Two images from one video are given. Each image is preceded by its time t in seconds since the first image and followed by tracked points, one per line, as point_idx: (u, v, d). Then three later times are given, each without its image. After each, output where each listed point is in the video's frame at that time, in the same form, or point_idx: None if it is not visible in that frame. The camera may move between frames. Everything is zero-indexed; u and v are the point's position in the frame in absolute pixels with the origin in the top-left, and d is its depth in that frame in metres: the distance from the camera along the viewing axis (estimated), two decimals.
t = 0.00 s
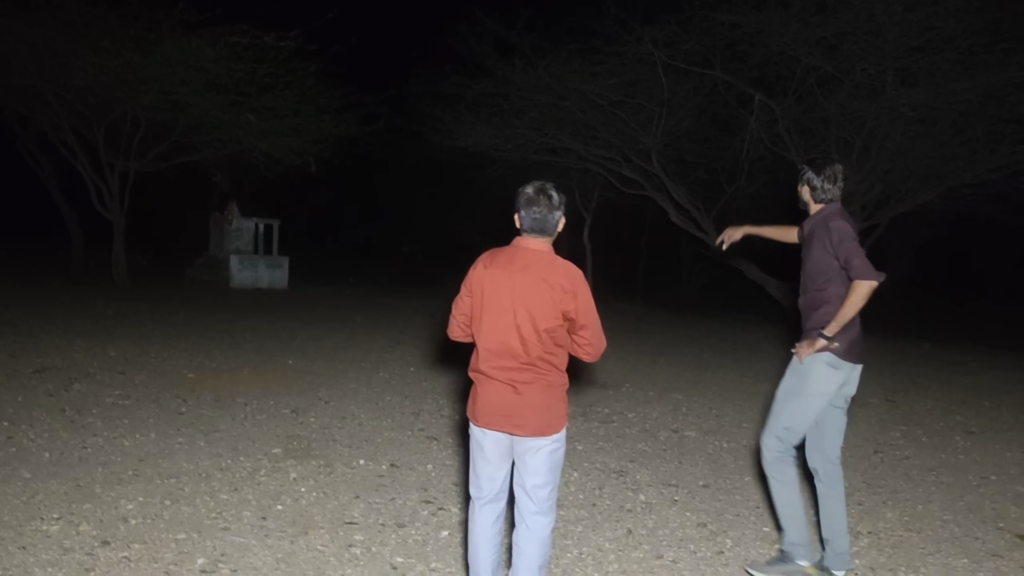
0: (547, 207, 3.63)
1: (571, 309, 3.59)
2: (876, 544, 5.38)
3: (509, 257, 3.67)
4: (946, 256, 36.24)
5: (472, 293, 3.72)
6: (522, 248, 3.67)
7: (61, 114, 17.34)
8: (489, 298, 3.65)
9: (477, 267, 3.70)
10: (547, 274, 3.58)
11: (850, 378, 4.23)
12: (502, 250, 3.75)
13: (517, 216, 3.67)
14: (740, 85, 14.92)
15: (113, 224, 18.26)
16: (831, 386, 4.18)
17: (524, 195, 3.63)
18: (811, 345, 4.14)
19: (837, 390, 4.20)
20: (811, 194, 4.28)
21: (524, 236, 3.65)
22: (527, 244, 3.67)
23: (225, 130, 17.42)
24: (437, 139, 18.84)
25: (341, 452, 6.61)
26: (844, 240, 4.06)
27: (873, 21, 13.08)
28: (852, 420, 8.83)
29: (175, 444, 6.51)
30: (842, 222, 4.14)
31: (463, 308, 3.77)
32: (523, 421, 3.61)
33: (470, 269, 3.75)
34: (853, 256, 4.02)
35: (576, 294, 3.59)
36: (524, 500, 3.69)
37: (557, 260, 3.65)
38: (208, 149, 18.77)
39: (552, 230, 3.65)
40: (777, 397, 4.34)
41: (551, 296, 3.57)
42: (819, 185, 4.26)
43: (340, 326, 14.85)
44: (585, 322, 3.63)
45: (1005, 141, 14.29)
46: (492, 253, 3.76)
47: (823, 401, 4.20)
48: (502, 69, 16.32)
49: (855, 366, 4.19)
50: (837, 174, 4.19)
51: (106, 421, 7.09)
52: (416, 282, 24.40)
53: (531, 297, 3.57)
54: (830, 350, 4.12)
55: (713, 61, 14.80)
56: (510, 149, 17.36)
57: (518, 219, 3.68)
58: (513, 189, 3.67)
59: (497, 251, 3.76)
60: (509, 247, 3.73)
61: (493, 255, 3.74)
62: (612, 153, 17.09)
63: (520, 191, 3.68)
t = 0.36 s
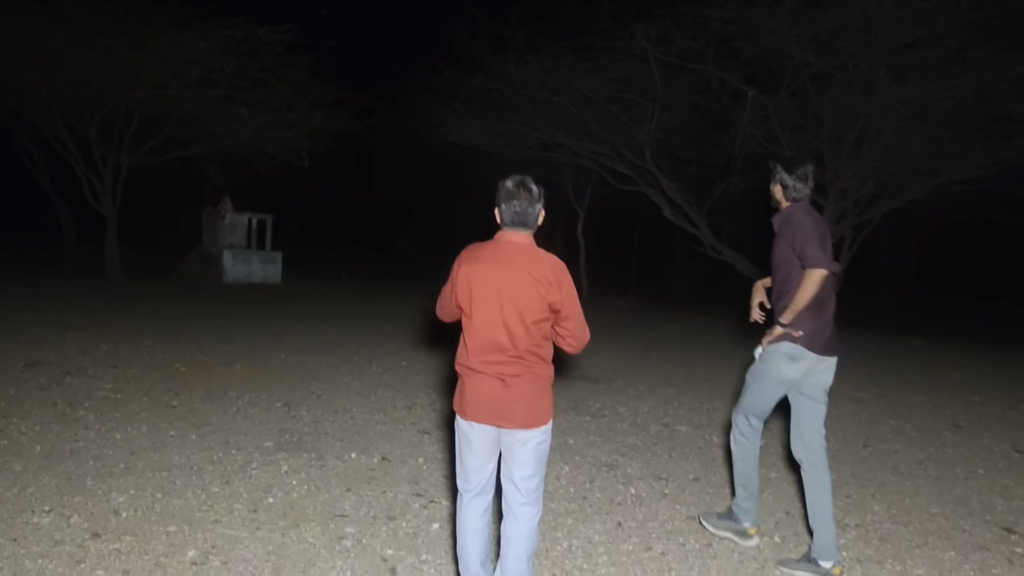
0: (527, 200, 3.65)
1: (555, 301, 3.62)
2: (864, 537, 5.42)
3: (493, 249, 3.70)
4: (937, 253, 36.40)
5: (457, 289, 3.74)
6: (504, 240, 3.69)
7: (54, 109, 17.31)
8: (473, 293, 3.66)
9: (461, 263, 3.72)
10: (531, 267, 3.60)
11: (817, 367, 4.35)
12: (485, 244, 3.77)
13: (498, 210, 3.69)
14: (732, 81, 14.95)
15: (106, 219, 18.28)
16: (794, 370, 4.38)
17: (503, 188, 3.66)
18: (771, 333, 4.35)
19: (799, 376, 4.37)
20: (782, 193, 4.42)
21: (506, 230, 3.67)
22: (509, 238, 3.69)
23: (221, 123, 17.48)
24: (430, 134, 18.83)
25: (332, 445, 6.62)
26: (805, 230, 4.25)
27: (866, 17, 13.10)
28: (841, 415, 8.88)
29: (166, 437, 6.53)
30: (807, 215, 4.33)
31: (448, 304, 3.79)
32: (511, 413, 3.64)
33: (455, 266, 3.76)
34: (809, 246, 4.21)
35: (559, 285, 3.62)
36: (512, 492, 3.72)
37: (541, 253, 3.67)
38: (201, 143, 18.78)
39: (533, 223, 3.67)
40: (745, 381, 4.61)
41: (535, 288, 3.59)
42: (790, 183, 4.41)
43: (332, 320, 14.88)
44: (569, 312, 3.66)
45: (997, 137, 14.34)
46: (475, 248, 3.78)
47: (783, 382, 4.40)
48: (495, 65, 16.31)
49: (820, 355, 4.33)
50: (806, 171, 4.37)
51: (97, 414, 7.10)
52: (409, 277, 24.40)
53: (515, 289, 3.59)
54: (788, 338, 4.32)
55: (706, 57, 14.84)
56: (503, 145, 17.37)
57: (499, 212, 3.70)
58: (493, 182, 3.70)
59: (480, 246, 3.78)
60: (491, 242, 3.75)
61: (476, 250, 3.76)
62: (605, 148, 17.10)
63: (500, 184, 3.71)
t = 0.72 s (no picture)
0: (501, 189, 3.68)
1: (535, 286, 3.63)
2: (852, 524, 5.46)
3: (472, 239, 3.72)
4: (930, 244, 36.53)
5: (438, 279, 3.77)
6: (483, 230, 3.72)
7: (46, 97, 17.25)
8: (452, 282, 3.69)
9: (441, 253, 3.75)
10: (509, 254, 3.62)
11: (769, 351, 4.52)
12: (465, 234, 3.80)
13: (475, 204, 3.74)
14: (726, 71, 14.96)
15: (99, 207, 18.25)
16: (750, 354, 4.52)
17: (476, 182, 3.70)
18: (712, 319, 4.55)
19: (754, 360, 4.51)
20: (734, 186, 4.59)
21: (484, 220, 3.70)
22: (488, 227, 3.71)
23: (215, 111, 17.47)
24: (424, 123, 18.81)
25: (325, 433, 6.65)
26: (748, 221, 4.45)
27: (860, 7, 13.10)
28: (833, 404, 8.92)
29: (159, 424, 6.55)
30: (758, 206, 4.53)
31: (429, 296, 3.83)
32: (493, 399, 3.65)
33: (434, 257, 3.79)
34: (751, 237, 4.43)
35: (537, 271, 3.63)
36: (498, 478, 3.74)
37: (519, 240, 3.69)
38: (195, 132, 18.75)
39: (509, 211, 3.70)
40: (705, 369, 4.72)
41: (513, 275, 3.61)
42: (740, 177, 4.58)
43: (325, 309, 14.90)
44: (550, 297, 3.67)
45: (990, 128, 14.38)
46: (455, 239, 3.80)
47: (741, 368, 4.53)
48: (490, 54, 16.29)
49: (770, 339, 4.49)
50: (759, 165, 4.57)
51: (90, 401, 7.12)
52: (403, 267, 24.42)
53: (494, 277, 3.61)
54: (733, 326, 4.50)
55: (700, 46, 14.84)
56: (497, 134, 17.35)
57: (477, 206, 3.74)
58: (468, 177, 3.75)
59: (459, 237, 3.81)
60: (470, 232, 3.78)
61: (456, 240, 3.79)
62: (598, 138, 17.09)
63: (474, 178, 3.76)
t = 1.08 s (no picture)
0: (485, 181, 3.73)
1: (519, 275, 3.66)
2: (846, 512, 5.51)
3: (458, 232, 3.77)
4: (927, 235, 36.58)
5: (427, 274, 3.82)
6: (469, 223, 3.77)
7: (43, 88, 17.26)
8: (439, 274, 3.75)
9: (429, 247, 3.80)
10: (492, 245, 3.67)
11: (728, 325, 5.06)
12: (451, 228, 3.85)
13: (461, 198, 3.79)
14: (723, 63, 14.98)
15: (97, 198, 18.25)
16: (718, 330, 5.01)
17: (460, 176, 3.75)
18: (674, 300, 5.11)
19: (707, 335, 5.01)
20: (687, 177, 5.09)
21: (470, 213, 3.76)
22: (474, 220, 3.77)
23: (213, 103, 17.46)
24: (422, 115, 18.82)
25: (324, 423, 6.69)
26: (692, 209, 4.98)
27: None
28: (829, 395, 8.97)
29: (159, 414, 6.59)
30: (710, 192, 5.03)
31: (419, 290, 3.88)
32: (484, 389, 3.70)
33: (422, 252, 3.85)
34: (700, 224, 4.98)
35: (521, 260, 3.66)
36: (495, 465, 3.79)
37: (504, 231, 3.74)
38: (193, 123, 18.75)
39: (494, 204, 3.75)
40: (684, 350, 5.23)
41: (497, 265, 3.65)
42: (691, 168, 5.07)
43: (324, 300, 14.91)
44: (535, 285, 3.69)
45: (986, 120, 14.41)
46: (442, 233, 3.86)
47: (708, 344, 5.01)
48: (487, 45, 16.29)
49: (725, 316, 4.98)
50: (709, 155, 5.05)
51: (89, 391, 7.15)
52: (401, 258, 24.41)
53: (480, 268, 3.66)
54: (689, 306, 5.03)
55: (698, 39, 14.87)
56: (495, 126, 17.36)
57: (463, 199, 3.80)
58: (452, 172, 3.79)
59: (446, 232, 3.86)
60: (457, 226, 3.83)
61: (443, 234, 3.84)
62: (596, 130, 17.11)
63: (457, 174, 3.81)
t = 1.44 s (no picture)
0: (500, 181, 3.87)
1: (531, 271, 3.77)
2: (846, 506, 5.56)
3: (471, 232, 3.86)
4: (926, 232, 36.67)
5: (440, 272, 3.89)
6: (481, 222, 3.87)
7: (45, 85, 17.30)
8: (453, 273, 3.83)
9: (442, 247, 3.88)
10: (505, 242, 3.77)
11: (686, 323, 5.29)
12: (462, 228, 3.93)
13: (475, 196, 3.90)
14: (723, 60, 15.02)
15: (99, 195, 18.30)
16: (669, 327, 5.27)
17: (480, 173, 3.86)
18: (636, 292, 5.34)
19: (667, 329, 5.26)
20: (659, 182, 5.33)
21: (483, 212, 3.87)
22: (487, 219, 3.88)
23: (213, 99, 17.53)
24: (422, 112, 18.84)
25: (328, 418, 6.75)
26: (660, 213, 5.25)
27: None
28: (826, 390, 9.03)
29: (164, 409, 6.64)
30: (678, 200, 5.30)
31: (433, 287, 3.94)
32: (501, 383, 3.81)
33: (436, 252, 3.92)
34: (666, 228, 5.24)
35: (532, 256, 3.77)
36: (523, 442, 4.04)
37: (515, 229, 3.85)
38: (194, 119, 18.79)
39: (509, 203, 3.89)
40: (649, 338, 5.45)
41: (511, 262, 3.76)
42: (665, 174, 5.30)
43: (325, 297, 14.96)
44: (545, 280, 3.79)
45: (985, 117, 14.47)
46: (453, 232, 3.94)
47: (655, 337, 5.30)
48: (488, 41, 16.32)
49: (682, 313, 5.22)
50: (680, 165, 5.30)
51: (93, 388, 7.19)
52: (402, 255, 24.44)
53: (494, 265, 3.76)
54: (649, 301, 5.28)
55: (698, 36, 14.90)
56: (495, 123, 17.39)
57: (477, 198, 3.91)
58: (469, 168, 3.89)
59: (456, 232, 3.94)
60: (468, 225, 3.93)
61: (454, 233, 3.92)
62: (597, 127, 17.13)
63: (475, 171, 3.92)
